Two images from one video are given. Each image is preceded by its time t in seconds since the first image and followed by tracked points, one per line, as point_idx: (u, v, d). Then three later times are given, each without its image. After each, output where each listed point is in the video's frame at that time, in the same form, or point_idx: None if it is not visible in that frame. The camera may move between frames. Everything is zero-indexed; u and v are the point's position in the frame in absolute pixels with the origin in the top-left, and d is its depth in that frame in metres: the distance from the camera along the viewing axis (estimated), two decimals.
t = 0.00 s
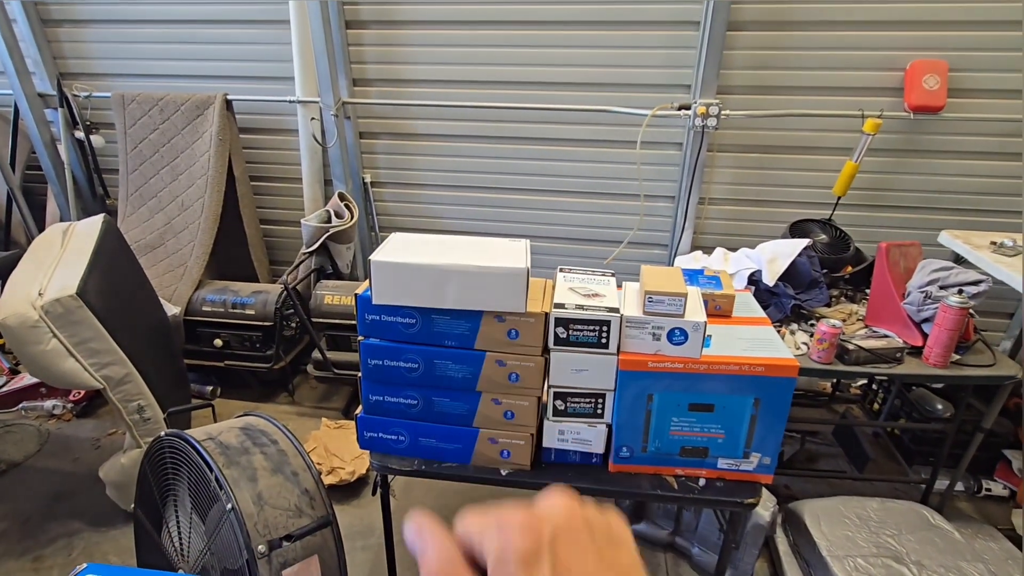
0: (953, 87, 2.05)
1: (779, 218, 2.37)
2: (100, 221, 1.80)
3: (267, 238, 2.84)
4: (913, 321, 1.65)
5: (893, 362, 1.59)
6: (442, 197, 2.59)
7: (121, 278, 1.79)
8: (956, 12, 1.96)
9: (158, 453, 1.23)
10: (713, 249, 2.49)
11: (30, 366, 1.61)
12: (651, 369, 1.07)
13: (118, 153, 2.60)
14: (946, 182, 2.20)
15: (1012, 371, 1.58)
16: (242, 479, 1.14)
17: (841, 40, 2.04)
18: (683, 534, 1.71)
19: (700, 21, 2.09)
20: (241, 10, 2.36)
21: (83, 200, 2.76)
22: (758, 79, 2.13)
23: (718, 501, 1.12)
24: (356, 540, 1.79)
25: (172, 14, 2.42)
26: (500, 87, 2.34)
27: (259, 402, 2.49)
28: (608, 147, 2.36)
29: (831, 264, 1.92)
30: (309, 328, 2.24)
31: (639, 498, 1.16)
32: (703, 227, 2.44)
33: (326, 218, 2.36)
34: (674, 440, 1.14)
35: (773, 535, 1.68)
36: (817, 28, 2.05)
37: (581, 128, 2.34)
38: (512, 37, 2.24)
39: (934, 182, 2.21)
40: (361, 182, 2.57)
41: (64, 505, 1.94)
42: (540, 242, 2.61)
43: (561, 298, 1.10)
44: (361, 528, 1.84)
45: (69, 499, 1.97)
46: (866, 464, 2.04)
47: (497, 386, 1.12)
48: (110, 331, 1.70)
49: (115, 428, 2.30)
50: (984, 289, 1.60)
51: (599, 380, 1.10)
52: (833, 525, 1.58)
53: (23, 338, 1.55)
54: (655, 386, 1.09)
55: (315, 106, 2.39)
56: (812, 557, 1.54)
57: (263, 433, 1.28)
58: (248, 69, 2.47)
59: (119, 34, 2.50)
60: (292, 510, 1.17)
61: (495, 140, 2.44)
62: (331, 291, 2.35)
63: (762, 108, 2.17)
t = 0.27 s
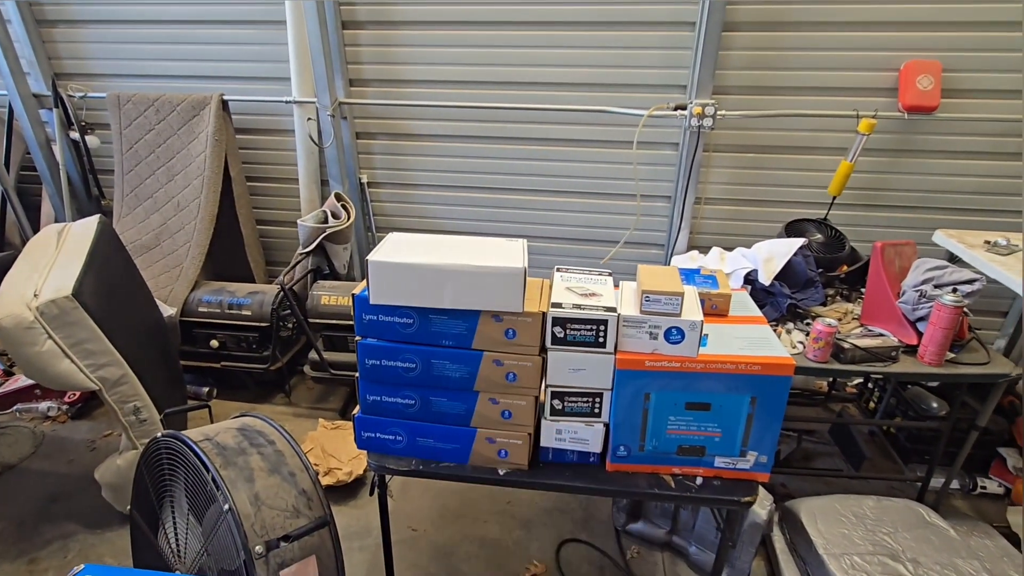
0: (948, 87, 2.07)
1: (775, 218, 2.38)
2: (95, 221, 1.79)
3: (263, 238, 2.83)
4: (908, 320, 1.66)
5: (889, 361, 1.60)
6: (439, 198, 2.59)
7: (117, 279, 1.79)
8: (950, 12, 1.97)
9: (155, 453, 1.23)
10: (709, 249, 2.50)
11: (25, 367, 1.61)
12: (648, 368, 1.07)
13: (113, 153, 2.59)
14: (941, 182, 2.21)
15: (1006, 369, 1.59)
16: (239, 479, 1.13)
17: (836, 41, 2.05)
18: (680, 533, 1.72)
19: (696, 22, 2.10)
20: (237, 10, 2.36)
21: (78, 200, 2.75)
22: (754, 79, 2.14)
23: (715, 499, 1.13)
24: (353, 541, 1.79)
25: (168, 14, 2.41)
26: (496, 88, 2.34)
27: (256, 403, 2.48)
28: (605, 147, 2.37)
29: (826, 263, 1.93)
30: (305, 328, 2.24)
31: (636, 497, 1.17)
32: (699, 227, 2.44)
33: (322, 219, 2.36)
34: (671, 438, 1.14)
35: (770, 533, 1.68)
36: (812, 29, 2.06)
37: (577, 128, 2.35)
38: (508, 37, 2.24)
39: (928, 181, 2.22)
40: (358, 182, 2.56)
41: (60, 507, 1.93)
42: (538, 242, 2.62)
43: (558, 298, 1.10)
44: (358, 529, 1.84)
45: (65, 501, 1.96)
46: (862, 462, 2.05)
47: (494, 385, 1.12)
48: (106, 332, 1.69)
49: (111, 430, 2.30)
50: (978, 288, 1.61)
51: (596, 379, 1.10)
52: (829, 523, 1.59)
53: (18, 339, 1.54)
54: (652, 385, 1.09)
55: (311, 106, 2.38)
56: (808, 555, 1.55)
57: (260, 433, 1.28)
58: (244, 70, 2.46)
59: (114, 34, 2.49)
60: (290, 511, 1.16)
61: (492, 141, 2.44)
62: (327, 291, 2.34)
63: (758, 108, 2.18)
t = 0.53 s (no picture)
0: (941, 86, 2.08)
1: (770, 217, 2.39)
2: (87, 221, 1.78)
3: (258, 239, 2.82)
4: (903, 317, 1.66)
5: (885, 359, 1.60)
6: (435, 197, 2.58)
7: (109, 279, 1.77)
8: (943, 11, 1.98)
9: (148, 455, 1.22)
10: (705, 248, 2.50)
11: (16, 368, 1.59)
12: (645, 366, 1.07)
13: (106, 153, 2.57)
14: (935, 180, 2.22)
15: (1000, 366, 1.59)
16: (234, 480, 1.13)
17: (830, 40, 2.06)
18: (677, 532, 1.72)
19: (691, 20, 2.10)
20: (231, 9, 2.35)
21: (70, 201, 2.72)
22: (749, 78, 2.14)
23: (712, 497, 1.13)
24: (349, 542, 1.78)
25: (161, 13, 2.40)
26: (491, 87, 2.33)
27: (250, 404, 2.47)
28: (601, 146, 2.37)
29: (822, 261, 1.93)
30: (300, 328, 2.22)
31: (633, 496, 1.16)
32: (695, 226, 2.45)
33: (318, 218, 2.35)
34: (668, 437, 1.14)
35: (767, 531, 1.68)
36: (807, 28, 2.06)
37: (573, 127, 2.35)
38: (503, 36, 2.24)
39: (923, 180, 2.23)
40: (353, 182, 2.55)
41: (52, 510, 1.91)
42: (534, 241, 2.61)
43: (555, 295, 1.10)
44: (354, 530, 1.83)
45: (57, 503, 1.94)
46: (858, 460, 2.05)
47: (491, 384, 1.12)
48: (99, 333, 1.68)
49: (104, 432, 2.28)
50: (972, 285, 1.61)
51: (593, 378, 1.10)
52: (826, 520, 1.59)
53: (8, 341, 1.52)
54: (649, 382, 1.09)
55: (305, 105, 2.38)
56: (805, 553, 1.55)
57: (255, 434, 1.27)
58: (238, 69, 2.45)
59: (107, 33, 2.47)
60: (285, 512, 1.16)
61: (487, 140, 2.44)
62: (322, 291, 2.33)
63: (752, 107, 2.19)
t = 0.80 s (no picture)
0: (932, 86, 2.09)
1: (764, 216, 2.40)
2: (80, 222, 1.77)
3: (253, 240, 2.81)
4: (896, 315, 1.68)
5: (878, 356, 1.62)
6: (430, 198, 2.58)
7: (103, 280, 1.77)
8: (934, 12, 2.00)
9: (143, 456, 1.21)
10: (700, 247, 2.51)
11: (9, 371, 1.58)
12: (640, 364, 1.07)
13: (100, 154, 2.56)
14: (927, 179, 2.24)
15: (992, 363, 1.61)
16: (229, 481, 1.12)
17: (823, 40, 2.07)
18: (674, 530, 1.73)
19: (684, 21, 2.11)
20: (225, 9, 2.34)
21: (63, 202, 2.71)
22: (743, 78, 2.16)
23: (707, 494, 1.13)
24: (346, 543, 1.78)
25: (154, 13, 2.39)
26: (486, 88, 2.34)
27: (246, 405, 2.46)
28: (596, 146, 2.37)
29: (815, 260, 1.94)
30: (296, 329, 2.22)
31: (629, 494, 1.17)
32: (690, 225, 2.46)
33: (313, 219, 2.34)
34: (664, 435, 1.15)
35: (762, 529, 1.69)
36: (799, 28, 2.07)
37: (567, 127, 2.35)
38: (498, 36, 2.24)
39: (915, 179, 2.24)
40: (348, 182, 2.55)
41: (46, 513, 1.90)
42: (530, 241, 2.62)
43: (550, 294, 1.10)
44: (351, 530, 1.82)
45: (51, 506, 1.93)
46: (852, 457, 2.07)
47: (486, 383, 1.12)
48: (92, 335, 1.67)
49: (98, 434, 2.26)
50: (964, 283, 1.63)
51: (589, 376, 1.10)
52: (821, 517, 1.60)
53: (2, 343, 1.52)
54: (644, 381, 1.09)
55: (300, 106, 2.36)
56: (800, 550, 1.56)
57: (250, 434, 1.26)
58: (232, 69, 2.44)
59: (99, 33, 2.46)
60: (281, 512, 1.15)
61: (483, 140, 2.44)
62: (318, 292, 2.32)
63: (746, 107, 2.20)
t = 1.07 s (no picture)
0: (924, 88, 2.12)
1: (758, 217, 2.42)
2: (75, 225, 1.77)
3: (249, 242, 2.81)
4: (889, 315, 1.69)
5: (871, 355, 1.63)
6: (426, 200, 2.59)
7: (99, 283, 1.76)
8: (925, 14, 2.02)
9: (141, 459, 1.21)
10: (696, 248, 2.53)
11: (5, 374, 1.58)
12: (636, 364, 1.08)
13: (95, 157, 2.56)
14: (919, 180, 2.26)
15: (983, 361, 1.63)
16: (228, 483, 1.12)
17: (815, 43, 2.09)
18: (670, 529, 1.74)
19: (678, 24, 2.13)
20: (221, 12, 2.34)
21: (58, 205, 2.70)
22: (737, 80, 2.17)
23: (703, 493, 1.14)
24: (343, 545, 1.78)
25: (149, 16, 2.39)
26: (482, 90, 2.35)
27: (243, 408, 2.46)
28: (591, 148, 2.39)
29: (809, 260, 1.96)
30: (292, 331, 2.22)
31: (626, 493, 1.18)
32: (686, 227, 2.47)
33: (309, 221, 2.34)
34: (660, 434, 1.15)
35: (758, 527, 1.70)
36: (792, 30, 2.09)
37: (563, 129, 2.36)
38: (493, 39, 2.25)
39: (907, 180, 2.27)
40: (345, 184, 2.56)
41: (42, 517, 1.89)
42: (526, 242, 2.63)
43: (546, 295, 1.11)
44: (348, 532, 1.82)
45: (47, 511, 1.92)
46: (847, 456, 2.08)
47: (484, 383, 1.12)
48: (88, 338, 1.67)
49: (94, 438, 2.26)
50: (955, 282, 1.65)
51: (585, 376, 1.11)
52: (816, 516, 1.61)
53: None
54: (640, 380, 1.10)
55: (296, 108, 2.37)
56: (796, 548, 1.57)
57: (248, 436, 1.27)
58: (228, 72, 2.45)
59: (94, 36, 2.46)
60: (279, 514, 1.16)
61: (479, 142, 2.45)
62: (315, 294, 2.33)
63: (740, 108, 2.22)
